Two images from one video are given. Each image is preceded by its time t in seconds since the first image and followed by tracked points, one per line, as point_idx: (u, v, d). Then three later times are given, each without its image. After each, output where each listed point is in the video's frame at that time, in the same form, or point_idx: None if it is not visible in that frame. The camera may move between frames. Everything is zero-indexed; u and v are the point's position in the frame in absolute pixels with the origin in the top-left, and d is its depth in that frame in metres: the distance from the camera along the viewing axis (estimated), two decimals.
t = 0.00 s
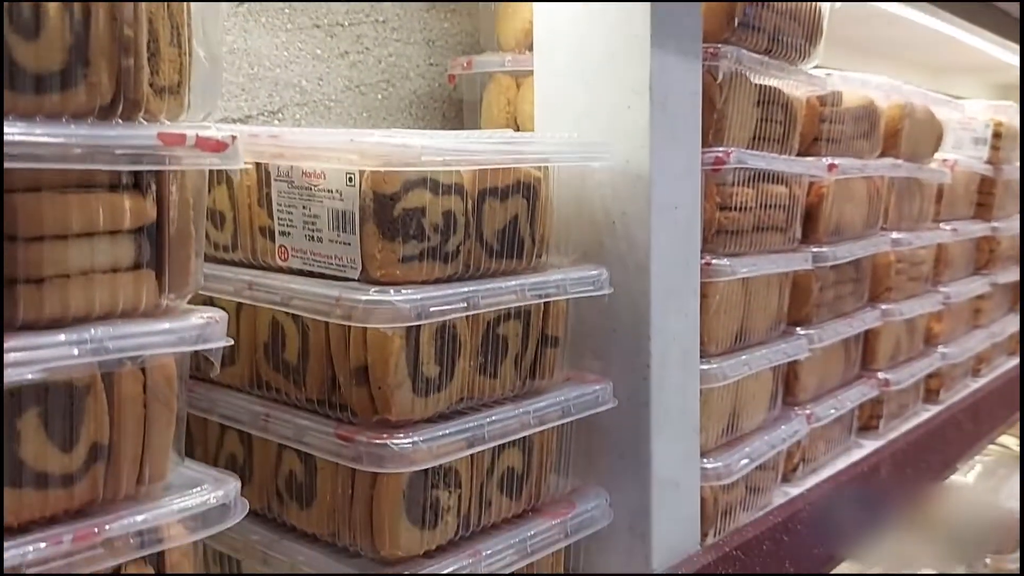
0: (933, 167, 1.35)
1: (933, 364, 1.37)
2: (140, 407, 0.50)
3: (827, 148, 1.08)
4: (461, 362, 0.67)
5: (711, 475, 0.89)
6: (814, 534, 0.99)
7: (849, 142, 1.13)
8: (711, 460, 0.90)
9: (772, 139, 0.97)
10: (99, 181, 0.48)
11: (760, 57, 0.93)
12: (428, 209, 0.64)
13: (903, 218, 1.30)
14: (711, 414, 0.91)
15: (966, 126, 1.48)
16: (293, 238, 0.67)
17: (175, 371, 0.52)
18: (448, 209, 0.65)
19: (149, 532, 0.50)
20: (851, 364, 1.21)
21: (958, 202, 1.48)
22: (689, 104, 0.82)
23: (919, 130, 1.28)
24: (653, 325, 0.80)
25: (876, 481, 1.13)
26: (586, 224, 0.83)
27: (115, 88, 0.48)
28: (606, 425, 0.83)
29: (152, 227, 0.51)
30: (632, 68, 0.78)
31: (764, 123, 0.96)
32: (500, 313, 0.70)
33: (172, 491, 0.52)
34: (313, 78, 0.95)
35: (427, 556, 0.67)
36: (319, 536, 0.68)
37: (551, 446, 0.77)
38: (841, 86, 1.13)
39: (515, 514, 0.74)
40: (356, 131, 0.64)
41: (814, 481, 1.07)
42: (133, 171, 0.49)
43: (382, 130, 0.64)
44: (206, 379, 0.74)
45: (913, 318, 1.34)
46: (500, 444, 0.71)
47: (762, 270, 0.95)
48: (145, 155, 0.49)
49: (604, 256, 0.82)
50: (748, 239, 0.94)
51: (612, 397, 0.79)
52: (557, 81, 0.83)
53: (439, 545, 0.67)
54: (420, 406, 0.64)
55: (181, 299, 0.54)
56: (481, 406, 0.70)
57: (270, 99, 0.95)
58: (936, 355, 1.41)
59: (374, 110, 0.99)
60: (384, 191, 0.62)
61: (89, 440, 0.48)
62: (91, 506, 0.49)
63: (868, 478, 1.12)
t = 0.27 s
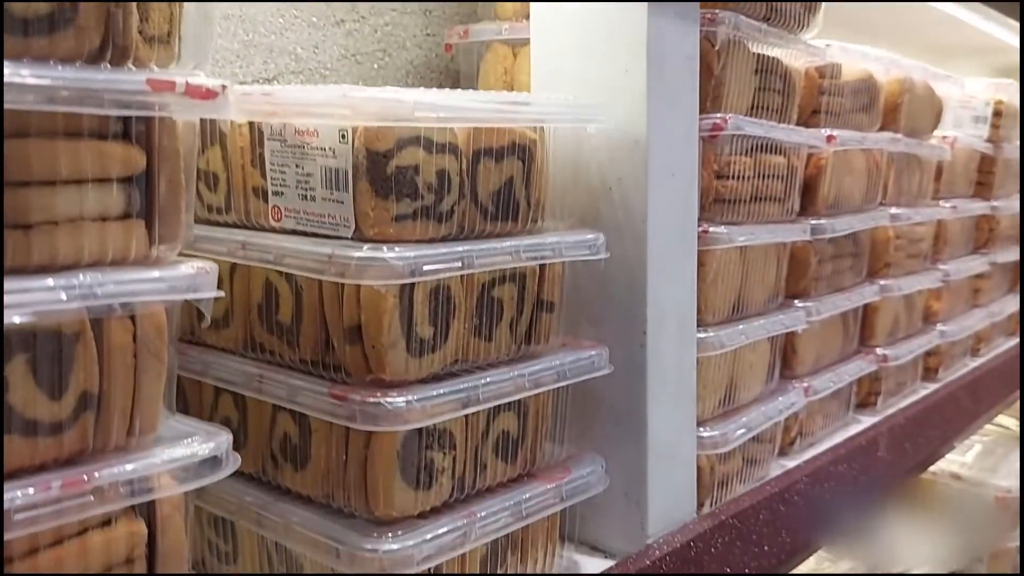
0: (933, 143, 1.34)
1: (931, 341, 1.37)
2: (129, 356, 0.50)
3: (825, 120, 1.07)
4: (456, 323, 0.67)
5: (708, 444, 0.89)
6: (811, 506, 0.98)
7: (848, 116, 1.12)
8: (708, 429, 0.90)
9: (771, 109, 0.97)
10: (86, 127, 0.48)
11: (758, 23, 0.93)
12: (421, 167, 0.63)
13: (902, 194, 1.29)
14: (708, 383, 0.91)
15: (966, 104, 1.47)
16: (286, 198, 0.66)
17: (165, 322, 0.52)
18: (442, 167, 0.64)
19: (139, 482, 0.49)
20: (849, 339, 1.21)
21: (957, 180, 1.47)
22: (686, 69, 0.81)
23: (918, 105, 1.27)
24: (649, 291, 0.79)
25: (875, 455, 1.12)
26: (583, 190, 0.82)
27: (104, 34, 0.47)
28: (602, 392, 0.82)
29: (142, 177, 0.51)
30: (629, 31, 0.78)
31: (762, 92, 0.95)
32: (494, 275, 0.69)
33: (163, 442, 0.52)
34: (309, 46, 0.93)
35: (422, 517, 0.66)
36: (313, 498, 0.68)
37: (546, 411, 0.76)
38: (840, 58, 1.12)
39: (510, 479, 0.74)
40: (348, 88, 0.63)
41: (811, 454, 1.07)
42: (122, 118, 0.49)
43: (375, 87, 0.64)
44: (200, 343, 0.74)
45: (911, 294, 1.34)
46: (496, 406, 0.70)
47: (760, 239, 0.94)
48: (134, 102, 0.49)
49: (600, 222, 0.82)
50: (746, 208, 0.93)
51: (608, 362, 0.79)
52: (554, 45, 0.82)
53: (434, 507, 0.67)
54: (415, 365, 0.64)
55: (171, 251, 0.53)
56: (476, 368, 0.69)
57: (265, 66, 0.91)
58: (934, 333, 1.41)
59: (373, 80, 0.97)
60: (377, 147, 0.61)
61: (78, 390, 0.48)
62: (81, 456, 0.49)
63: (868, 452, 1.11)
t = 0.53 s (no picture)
0: (938, 108, 1.32)
1: (932, 309, 1.36)
2: (118, 292, 0.49)
3: (829, 80, 1.06)
4: (453, 273, 0.65)
5: (708, 403, 0.88)
6: (812, 468, 0.97)
7: (852, 77, 1.11)
8: (708, 389, 0.89)
9: (774, 66, 0.95)
10: (72, 53, 0.46)
11: None
12: (417, 110, 0.61)
13: (905, 159, 1.28)
14: (708, 342, 0.90)
15: (972, 70, 1.44)
16: (279, 143, 0.65)
17: (155, 258, 0.51)
18: (439, 111, 0.62)
19: (128, 418, 0.49)
20: (851, 305, 1.20)
21: (961, 147, 1.45)
22: (689, 19, 0.79)
23: (923, 69, 1.25)
24: (650, 244, 0.78)
25: (877, 420, 1.11)
26: (582, 143, 0.81)
27: None
28: (601, 348, 0.81)
29: (130, 108, 0.49)
30: None
31: (766, 48, 0.93)
32: (493, 225, 0.68)
33: (152, 382, 0.52)
34: None
35: (418, 467, 0.66)
36: (308, 450, 0.67)
37: (545, 366, 0.75)
38: (844, 18, 1.11)
39: (508, 433, 0.73)
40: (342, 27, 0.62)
41: (812, 418, 1.06)
42: (108, 46, 0.48)
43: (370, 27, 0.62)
44: (193, 296, 0.73)
45: (914, 261, 1.33)
46: (494, 357, 0.69)
47: (762, 197, 0.93)
48: (118, 27, 0.47)
49: (601, 176, 0.80)
50: (748, 165, 0.92)
51: (608, 317, 0.77)
52: None
53: (430, 458, 0.66)
54: (411, 313, 0.63)
55: (162, 185, 0.52)
56: (474, 320, 0.68)
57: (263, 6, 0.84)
58: (937, 301, 1.39)
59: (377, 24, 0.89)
60: (371, 88, 0.60)
61: (65, 325, 0.47)
62: (69, 392, 0.48)
63: (870, 417, 1.10)
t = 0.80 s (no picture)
0: (942, 68, 1.31)
1: (933, 273, 1.35)
2: (103, 220, 0.48)
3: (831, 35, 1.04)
4: (447, 215, 0.64)
5: (705, 356, 0.88)
6: (806, 426, 0.96)
7: (855, 32, 1.09)
8: (705, 342, 0.88)
9: (776, 17, 0.93)
10: None
11: None
12: (410, 46, 0.60)
13: (906, 120, 1.27)
14: (706, 297, 0.89)
15: (976, 32, 1.43)
16: (270, 81, 0.64)
17: (141, 186, 0.50)
18: (432, 48, 0.61)
19: (114, 348, 0.48)
20: (850, 267, 1.19)
21: (964, 110, 1.44)
22: None
23: (926, 28, 1.23)
24: (648, 193, 0.77)
25: (876, 380, 1.10)
26: (580, 90, 0.79)
27: None
28: (597, 299, 0.81)
29: (114, 34, 0.48)
30: None
31: None
32: (488, 168, 0.66)
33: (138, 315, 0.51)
34: None
35: (411, 412, 0.65)
36: (300, 395, 0.67)
37: (541, 315, 0.74)
38: None
39: (503, 381, 0.72)
40: None
41: (810, 377, 1.05)
42: None
43: None
44: (184, 241, 0.72)
45: (914, 224, 1.32)
46: (489, 303, 0.68)
47: (762, 150, 0.92)
48: None
49: (599, 123, 0.79)
50: (748, 117, 0.91)
51: (605, 266, 0.76)
52: None
53: (424, 403, 0.66)
54: (404, 255, 0.62)
55: (148, 112, 0.50)
56: (470, 266, 0.67)
57: None
58: (937, 266, 1.38)
59: None
60: (364, 23, 0.59)
61: (47, 252, 0.46)
62: (53, 322, 0.47)
63: (869, 376, 1.09)
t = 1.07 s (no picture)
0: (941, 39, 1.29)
1: (929, 247, 1.34)
2: (80, 164, 0.47)
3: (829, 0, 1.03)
4: (436, 171, 0.63)
5: (697, 322, 0.87)
6: (800, 395, 0.95)
7: None
8: (698, 309, 0.88)
9: None
10: None
11: None
12: None
13: (904, 91, 1.26)
14: (700, 264, 0.88)
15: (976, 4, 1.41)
16: (255, 33, 0.62)
17: (120, 131, 0.48)
18: None
19: (91, 295, 0.47)
20: (846, 239, 1.18)
21: (963, 83, 1.42)
22: None
23: None
24: (641, 155, 0.76)
25: (871, 351, 1.09)
26: (573, 49, 0.78)
27: None
28: (589, 263, 0.80)
29: None
30: None
31: None
32: (477, 124, 0.65)
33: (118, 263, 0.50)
34: None
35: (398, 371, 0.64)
36: (286, 354, 0.66)
37: (531, 278, 0.73)
38: None
39: (492, 343, 0.71)
40: None
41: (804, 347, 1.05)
42: None
43: None
44: (169, 199, 0.71)
45: (911, 196, 1.31)
46: (477, 262, 0.67)
47: (758, 114, 0.91)
48: None
49: (593, 85, 0.78)
50: (743, 81, 0.90)
51: (598, 229, 0.75)
52: None
53: (411, 362, 0.65)
54: (392, 212, 0.61)
55: (128, 55, 0.49)
56: (459, 225, 0.66)
57: None
58: (935, 240, 1.37)
59: None
60: None
61: (24, 194, 0.45)
62: (30, 267, 0.46)
63: (863, 347, 1.08)
